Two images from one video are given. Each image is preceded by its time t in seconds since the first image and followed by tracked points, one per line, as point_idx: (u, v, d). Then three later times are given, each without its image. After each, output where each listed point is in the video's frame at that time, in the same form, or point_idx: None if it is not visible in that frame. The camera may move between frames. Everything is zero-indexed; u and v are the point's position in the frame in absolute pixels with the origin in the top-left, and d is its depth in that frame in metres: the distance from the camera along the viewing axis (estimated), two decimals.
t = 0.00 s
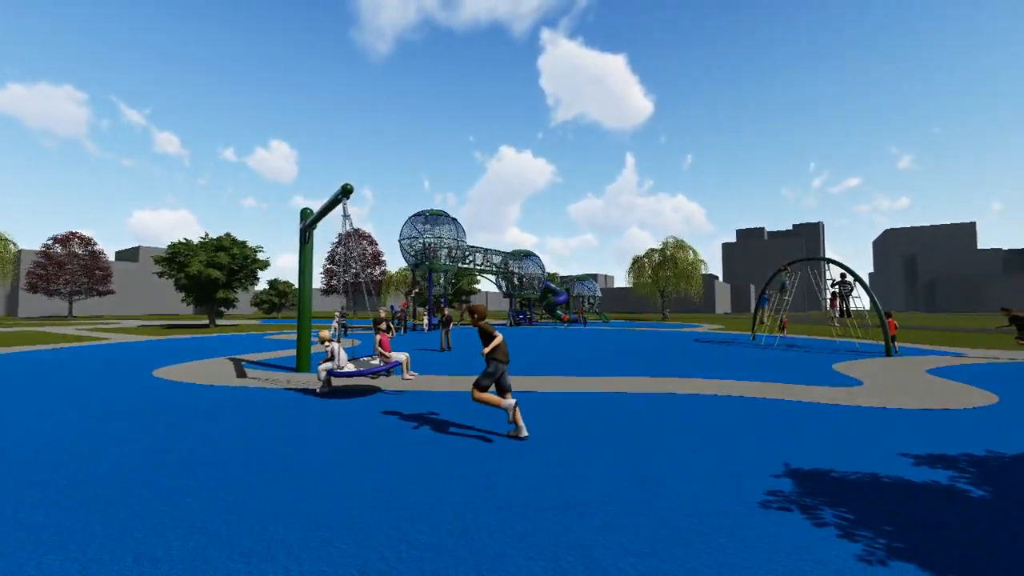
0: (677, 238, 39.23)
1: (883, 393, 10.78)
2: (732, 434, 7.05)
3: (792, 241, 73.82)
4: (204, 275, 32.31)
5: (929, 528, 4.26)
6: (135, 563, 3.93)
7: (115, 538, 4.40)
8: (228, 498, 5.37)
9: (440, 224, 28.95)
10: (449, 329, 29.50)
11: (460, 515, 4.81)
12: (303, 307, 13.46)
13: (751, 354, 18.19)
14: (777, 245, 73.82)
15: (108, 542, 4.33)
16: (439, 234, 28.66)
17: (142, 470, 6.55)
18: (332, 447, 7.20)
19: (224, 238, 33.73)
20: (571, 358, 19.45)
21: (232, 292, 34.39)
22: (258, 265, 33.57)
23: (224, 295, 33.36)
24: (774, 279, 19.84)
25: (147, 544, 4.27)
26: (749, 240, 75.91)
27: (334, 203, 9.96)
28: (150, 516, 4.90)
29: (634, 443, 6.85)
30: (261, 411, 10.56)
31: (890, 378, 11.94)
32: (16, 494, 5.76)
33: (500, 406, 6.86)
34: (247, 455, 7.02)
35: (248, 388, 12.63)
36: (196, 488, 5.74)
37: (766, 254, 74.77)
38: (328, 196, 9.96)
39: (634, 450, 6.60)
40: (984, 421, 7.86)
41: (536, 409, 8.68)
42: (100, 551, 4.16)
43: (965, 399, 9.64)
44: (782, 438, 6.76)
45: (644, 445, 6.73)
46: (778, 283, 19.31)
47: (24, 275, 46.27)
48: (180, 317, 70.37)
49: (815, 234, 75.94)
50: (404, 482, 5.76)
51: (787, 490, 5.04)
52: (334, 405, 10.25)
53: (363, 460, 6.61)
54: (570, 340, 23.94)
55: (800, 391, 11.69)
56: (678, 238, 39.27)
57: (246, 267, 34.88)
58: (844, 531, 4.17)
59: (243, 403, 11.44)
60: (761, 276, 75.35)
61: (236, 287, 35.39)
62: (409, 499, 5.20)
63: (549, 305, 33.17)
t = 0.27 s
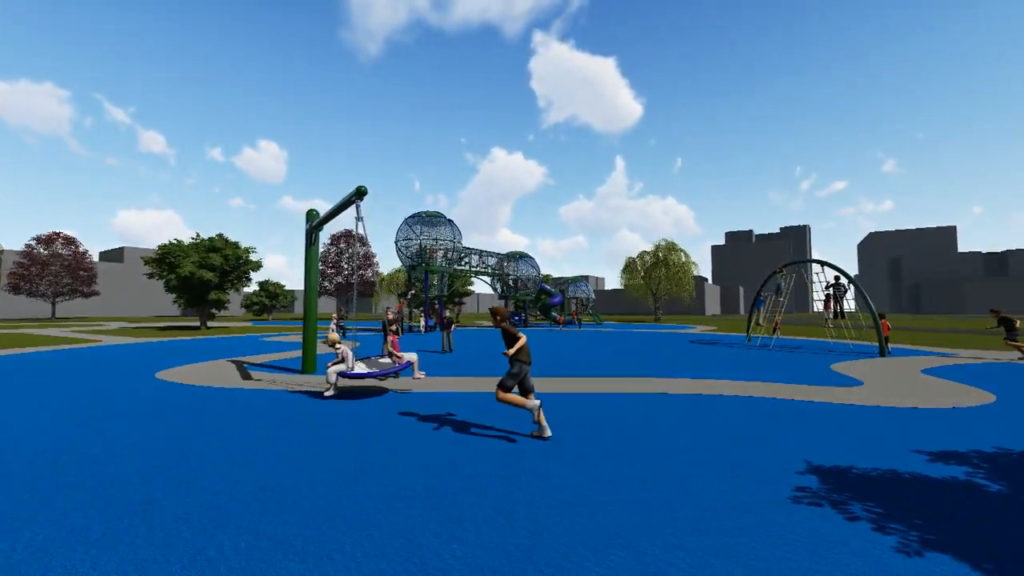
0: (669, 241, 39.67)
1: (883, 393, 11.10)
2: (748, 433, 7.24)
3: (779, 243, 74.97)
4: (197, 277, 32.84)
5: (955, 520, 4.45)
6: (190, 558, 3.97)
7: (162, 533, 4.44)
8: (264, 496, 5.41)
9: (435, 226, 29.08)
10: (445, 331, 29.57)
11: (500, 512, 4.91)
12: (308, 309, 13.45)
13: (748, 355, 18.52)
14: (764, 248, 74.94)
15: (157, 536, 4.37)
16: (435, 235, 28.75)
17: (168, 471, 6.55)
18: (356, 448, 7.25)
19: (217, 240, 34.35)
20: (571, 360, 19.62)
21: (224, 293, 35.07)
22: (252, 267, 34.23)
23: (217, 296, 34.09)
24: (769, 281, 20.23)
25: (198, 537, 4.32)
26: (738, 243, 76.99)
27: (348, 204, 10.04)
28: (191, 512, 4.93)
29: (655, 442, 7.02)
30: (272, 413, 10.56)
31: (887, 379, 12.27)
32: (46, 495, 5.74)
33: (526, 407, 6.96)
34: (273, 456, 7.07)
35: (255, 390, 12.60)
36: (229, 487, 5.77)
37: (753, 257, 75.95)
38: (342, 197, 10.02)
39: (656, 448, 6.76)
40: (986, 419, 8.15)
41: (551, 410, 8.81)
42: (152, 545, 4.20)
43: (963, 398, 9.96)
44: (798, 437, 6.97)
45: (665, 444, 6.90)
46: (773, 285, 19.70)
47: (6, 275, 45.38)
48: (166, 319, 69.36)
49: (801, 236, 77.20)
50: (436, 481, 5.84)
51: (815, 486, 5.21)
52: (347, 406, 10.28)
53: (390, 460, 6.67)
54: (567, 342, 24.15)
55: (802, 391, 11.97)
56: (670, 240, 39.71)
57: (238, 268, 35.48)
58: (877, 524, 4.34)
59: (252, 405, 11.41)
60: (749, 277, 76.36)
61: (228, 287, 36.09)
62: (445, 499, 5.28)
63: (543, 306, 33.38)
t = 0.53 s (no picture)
0: (661, 243, 40.12)
1: (881, 391, 11.43)
2: (761, 431, 7.45)
3: (767, 246, 76.07)
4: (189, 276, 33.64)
5: (973, 512, 4.66)
6: (240, 557, 4.02)
7: (205, 532, 4.47)
8: (297, 493, 5.47)
9: (432, 227, 29.37)
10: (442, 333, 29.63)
11: (535, 509, 5.02)
12: (313, 310, 13.49)
13: (744, 355, 18.86)
14: (753, 250, 75.98)
15: (201, 535, 4.40)
16: (432, 237, 28.99)
17: (192, 467, 6.58)
18: (377, 446, 7.32)
19: (209, 241, 35.25)
20: (570, 360, 19.81)
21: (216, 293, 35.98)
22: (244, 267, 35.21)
23: (210, 297, 35.02)
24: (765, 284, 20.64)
25: (244, 536, 4.37)
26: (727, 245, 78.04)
27: (360, 205, 10.08)
28: (229, 510, 4.97)
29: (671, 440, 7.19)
30: (283, 412, 10.57)
31: (884, 379, 12.60)
32: (73, 493, 5.74)
33: (546, 407, 7.09)
34: (295, 455, 7.12)
35: (260, 392, 12.58)
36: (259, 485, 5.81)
37: (742, 258, 77.11)
38: (353, 198, 10.06)
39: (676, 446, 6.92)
40: (984, 417, 8.46)
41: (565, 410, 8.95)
42: (199, 544, 4.24)
43: (959, 397, 10.28)
44: (810, 435, 7.18)
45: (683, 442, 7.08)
46: (768, 287, 20.08)
47: None
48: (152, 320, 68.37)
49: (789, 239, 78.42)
50: (464, 479, 5.94)
51: (835, 482, 5.40)
52: (358, 406, 10.34)
53: (413, 459, 6.75)
54: (565, 343, 24.37)
55: (802, 390, 12.25)
56: (662, 242, 40.16)
57: (230, 269, 36.36)
58: (901, 518, 4.53)
59: (260, 405, 11.40)
60: (738, 279, 77.34)
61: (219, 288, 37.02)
62: (478, 496, 5.38)
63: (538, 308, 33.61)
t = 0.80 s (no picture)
0: (654, 245, 40.54)
1: (877, 391, 11.73)
2: (769, 430, 7.64)
3: (756, 248, 77.08)
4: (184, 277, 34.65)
5: (983, 505, 4.85)
6: (282, 554, 4.08)
7: (241, 530, 4.51)
8: (323, 490, 5.52)
9: (428, 228, 29.58)
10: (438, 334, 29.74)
11: (560, 505, 5.14)
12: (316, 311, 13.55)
13: (739, 356, 19.17)
14: (742, 252, 76.95)
15: (238, 533, 4.44)
16: (428, 238, 29.19)
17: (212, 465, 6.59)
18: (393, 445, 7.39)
19: (202, 243, 36.31)
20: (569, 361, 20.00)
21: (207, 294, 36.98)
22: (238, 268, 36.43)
23: (202, 297, 36.03)
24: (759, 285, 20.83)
25: (281, 533, 4.42)
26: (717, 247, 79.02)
27: (368, 207, 10.14)
28: (260, 506, 5.02)
29: (683, 438, 7.35)
30: (290, 413, 10.58)
31: (879, 379, 12.90)
32: (96, 491, 5.73)
33: (561, 406, 7.21)
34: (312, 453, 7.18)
35: (264, 393, 12.57)
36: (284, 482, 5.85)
37: (731, 260, 78.07)
38: (361, 200, 10.10)
39: (688, 444, 7.08)
40: (981, 415, 8.75)
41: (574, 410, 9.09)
42: (238, 542, 4.28)
43: (954, 396, 10.59)
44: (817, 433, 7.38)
45: (694, 440, 7.24)
46: (763, 289, 20.44)
47: None
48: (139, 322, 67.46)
49: (778, 241, 79.52)
50: (486, 477, 6.04)
51: (849, 478, 5.58)
52: (367, 406, 10.39)
53: (431, 458, 6.84)
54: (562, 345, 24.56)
55: (800, 390, 12.51)
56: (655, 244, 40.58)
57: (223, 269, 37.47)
58: (916, 512, 4.71)
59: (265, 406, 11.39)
60: (728, 281, 78.26)
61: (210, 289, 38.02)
62: (502, 492, 5.49)
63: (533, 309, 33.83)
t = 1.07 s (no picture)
0: (648, 247, 40.89)
1: (872, 390, 12.02)
2: (774, 429, 7.83)
3: (747, 250, 77.87)
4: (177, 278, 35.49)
5: (986, 498, 5.07)
6: (316, 551, 4.15)
7: (271, 528, 4.57)
8: (345, 488, 5.59)
9: (423, 230, 29.55)
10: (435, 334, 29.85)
11: (583, 501, 5.25)
12: (318, 311, 13.63)
13: (734, 357, 19.47)
14: (733, 254, 77.81)
15: (269, 531, 4.50)
16: (423, 240, 29.25)
17: (227, 464, 6.62)
18: (406, 445, 7.47)
19: (195, 244, 37.01)
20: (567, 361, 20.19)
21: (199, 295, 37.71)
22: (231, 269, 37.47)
23: (192, 299, 36.71)
24: (754, 287, 21.42)
25: (311, 531, 4.49)
26: (708, 249, 79.88)
27: (375, 208, 10.21)
28: (286, 504, 5.08)
29: (691, 436, 7.54)
30: (296, 414, 10.61)
31: (874, 378, 13.20)
32: (115, 491, 5.75)
33: (572, 406, 7.33)
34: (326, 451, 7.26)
35: (268, 394, 12.59)
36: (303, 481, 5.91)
37: (722, 262, 78.88)
38: (369, 201, 10.17)
39: (696, 442, 7.25)
40: (975, 414, 9.02)
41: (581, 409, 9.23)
42: (270, 539, 4.34)
43: (947, 396, 10.90)
44: (821, 431, 7.60)
45: (702, 438, 7.42)
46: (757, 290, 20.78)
47: None
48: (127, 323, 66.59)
49: (768, 243, 80.37)
50: (504, 473, 6.16)
51: (856, 474, 5.77)
52: (373, 407, 10.45)
53: (445, 456, 6.94)
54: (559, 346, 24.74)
55: (798, 389, 12.78)
56: (649, 246, 40.93)
57: (215, 270, 38.19)
58: (924, 506, 4.90)
59: (269, 407, 11.42)
60: (719, 283, 79.03)
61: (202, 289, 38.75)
62: (523, 489, 5.61)
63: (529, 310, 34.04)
